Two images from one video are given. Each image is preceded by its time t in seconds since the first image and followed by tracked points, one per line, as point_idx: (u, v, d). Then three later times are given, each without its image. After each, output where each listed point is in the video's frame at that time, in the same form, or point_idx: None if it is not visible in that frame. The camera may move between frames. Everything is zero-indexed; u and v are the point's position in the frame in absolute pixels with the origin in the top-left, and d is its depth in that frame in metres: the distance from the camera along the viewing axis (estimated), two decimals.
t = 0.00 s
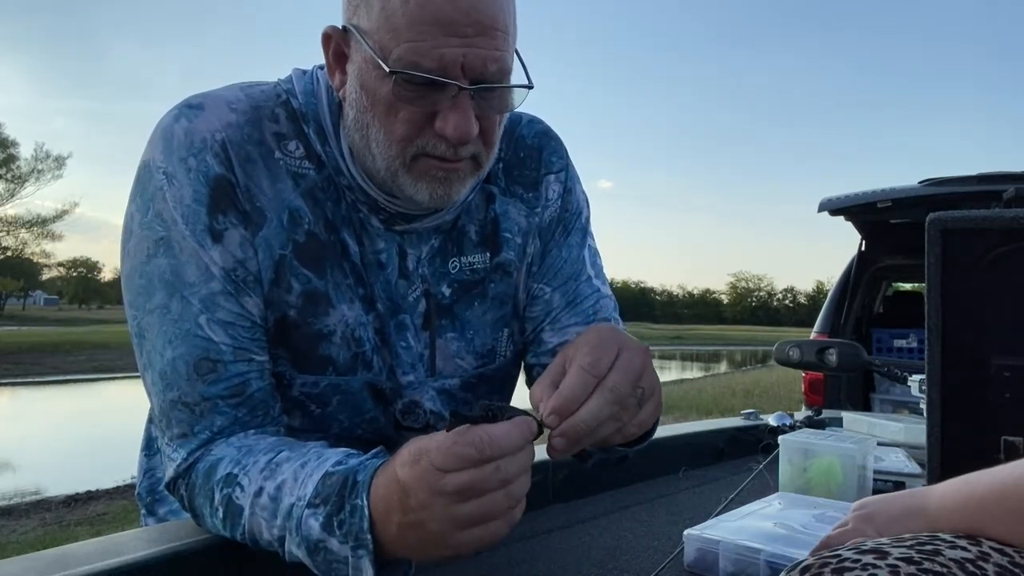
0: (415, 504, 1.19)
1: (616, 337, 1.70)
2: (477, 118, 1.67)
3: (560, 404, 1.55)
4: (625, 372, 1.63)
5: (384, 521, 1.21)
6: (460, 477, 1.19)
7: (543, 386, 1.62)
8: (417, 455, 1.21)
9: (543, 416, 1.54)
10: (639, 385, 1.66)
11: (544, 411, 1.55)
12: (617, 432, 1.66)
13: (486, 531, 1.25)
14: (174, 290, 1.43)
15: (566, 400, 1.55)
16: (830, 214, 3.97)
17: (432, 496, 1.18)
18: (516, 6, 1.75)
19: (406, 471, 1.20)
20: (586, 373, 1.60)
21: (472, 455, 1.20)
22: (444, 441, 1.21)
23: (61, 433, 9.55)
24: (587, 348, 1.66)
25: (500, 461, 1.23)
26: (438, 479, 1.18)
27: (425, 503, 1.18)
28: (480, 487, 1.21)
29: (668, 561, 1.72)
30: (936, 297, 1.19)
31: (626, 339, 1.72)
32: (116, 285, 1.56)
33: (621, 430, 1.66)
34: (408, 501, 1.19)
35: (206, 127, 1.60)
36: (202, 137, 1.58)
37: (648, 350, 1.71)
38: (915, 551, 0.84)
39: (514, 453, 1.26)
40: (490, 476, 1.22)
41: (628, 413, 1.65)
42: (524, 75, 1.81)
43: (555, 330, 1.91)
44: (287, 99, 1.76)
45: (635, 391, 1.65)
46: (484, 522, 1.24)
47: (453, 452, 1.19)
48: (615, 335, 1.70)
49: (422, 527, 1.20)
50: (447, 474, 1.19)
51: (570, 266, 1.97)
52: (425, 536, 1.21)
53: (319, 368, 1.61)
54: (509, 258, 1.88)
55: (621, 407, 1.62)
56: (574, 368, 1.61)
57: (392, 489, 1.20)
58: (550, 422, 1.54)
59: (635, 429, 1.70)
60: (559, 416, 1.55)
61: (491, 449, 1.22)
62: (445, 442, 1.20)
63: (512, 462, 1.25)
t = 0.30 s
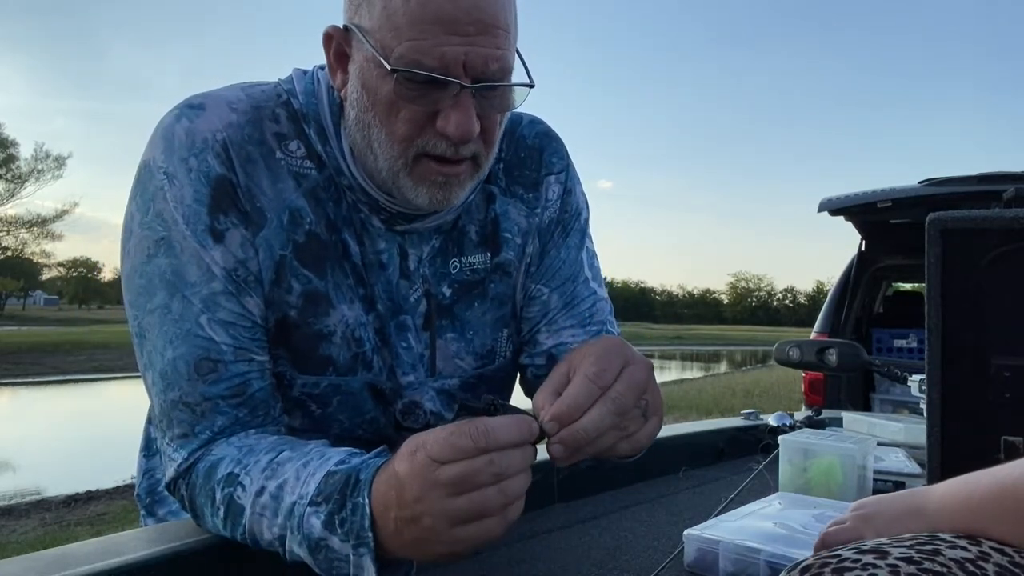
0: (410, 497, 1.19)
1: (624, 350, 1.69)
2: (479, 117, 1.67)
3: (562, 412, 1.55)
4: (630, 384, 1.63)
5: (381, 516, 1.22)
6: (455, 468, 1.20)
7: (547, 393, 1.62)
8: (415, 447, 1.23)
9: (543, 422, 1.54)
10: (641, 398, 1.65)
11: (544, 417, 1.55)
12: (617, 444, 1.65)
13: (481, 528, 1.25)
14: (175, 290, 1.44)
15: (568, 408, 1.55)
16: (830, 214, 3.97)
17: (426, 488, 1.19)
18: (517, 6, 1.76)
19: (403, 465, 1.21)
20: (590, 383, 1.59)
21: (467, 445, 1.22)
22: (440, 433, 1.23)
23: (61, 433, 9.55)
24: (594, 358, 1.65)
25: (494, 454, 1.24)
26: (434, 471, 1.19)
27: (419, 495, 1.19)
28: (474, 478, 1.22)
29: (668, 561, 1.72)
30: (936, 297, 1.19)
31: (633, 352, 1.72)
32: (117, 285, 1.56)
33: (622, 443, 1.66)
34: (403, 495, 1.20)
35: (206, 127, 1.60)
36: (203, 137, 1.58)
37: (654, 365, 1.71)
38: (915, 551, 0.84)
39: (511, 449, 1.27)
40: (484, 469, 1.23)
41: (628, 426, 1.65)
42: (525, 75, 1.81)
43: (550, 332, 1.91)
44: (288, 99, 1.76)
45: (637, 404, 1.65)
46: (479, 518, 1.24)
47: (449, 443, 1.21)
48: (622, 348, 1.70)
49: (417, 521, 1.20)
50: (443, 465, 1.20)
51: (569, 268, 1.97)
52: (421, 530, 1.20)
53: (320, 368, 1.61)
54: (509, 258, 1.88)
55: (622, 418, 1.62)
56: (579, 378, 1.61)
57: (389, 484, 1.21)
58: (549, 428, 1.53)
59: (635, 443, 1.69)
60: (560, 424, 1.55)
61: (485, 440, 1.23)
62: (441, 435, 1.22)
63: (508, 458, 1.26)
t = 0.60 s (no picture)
0: (409, 501, 1.19)
1: (624, 356, 1.69)
2: (481, 118, 1.67)
3: (560, 413, 1.55)
4: (629, 389, 1.62)
5: (381, 519, 1.22)
6: (453, 470, 1.20)
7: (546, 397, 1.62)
8: (412, 450, 1.22)
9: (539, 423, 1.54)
10: (640, 404, 1.65)
11: (541, 418, 1.55)
12: (616, 448, 1.65)
13: (481, 528, 1.25)
14: (176, 289, 1.44)
15: (566, 410, 1.56)
16: (830, 214, 3.97)
17: (424, 491, 1.19)
18: (520, 7, 1.76)
19: (400, 467, 1.21)
20: (588, 386, 1.59)
21: (465, 445, 1.22)
22: (436, 436, 1.23)
23: (61, 433, 9.55)
24: (593, 362, 1.66)
25: (492, 454, 1.24)
26: (432, 473, 1.19)
27: (418, 499, 1.19)
28: (473, 479, 1.22)
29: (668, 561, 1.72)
30: (936, 297, 1.19)
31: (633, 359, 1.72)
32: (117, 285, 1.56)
33: (622, 448, 1.65)
34: (401, 498, 1.20)
35: (208, 127, 1.60)
36: (204, 137, 1.58)
37: (654, 373, 1.71)
38: (915, 551, 0.84)
39: (509, 448, 1.27)
40: (482, 469, 1.23)
41: (628, 429, 1.65)
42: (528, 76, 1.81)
43: (550, 334, 1.90)
44: (290, 99, 1.76)
45: (635, 410, 1.65)
46: (479, 519, 1.24)
47: (446, 444, 1.21)
48: (623, 354, 1.70)
49: (417, 525, 1.20)
50: (441, 467, 1.20)
51: (570, 269, 1.96)
52: (420, 533, 1.20)
53: (320, 369, 1.61)
54: (510, 259, 1.88)
55: (620, 423, 1.62)
56: (577, 380, 1.61)
57: (386, 487, 1.21)
58: (545, 429, 1.53)
59: (637, 449, 1.68)
60: (558, 425, 1.55)
61: (483, 439, 1.23)
62: (438, 438, 1.22)
63: (505, 456, 1.26)
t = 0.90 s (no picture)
0: (404, 501, 1.19)
1: (618, 351, 1.69)
2: (483, 119, 1.68)
3: (554, 409, 1.56)
4: (623, 383, 1.62)
5: (377, 519, 1.22)
6: (448, 469, 1.20)
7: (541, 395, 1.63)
8: (407, 450, 1.22)
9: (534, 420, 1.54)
10: (635, 397, 1.65)
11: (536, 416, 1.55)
12: (612, 444, 1.64)
13: (477, 526, 1.25)
14: (179, 289, 1.44)
15: (559, 405, 1.56)
16: (830, 214, 3.97)
17: (419, 491, 1.19)
18: (522, 8, 1.76)
19: (396, 468, 1.21)
20: (581, 381, 1.59)
21: (460, 445, 1.22)
22: (430, 437, 1.22)
23: (61, 433, 9.56)
24: (587, 358, 1.66)
25: (487, 453, 1.24)
26: (426, 473, 1.19)
27: (413, 500, 1.18)
28: (468, 479, 1.22)
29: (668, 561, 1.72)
30: (937, 297, 1.19)
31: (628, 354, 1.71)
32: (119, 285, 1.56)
33: (618, 442, 1.65)
34: (397, 499, 1.20)
35: (210, 127, 1.60)
36: (206, 137, 1.58)
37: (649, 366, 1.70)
38: (914, 550, 0.84)
39: (504, 448, 1.27)
40: (477, 469, 1.23)
41: (623, 424, 1.64)
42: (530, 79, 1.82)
43: (553, 336, 1.90)
44: (292, 99, 1.76)
45: (631, 403, 1.64)
46: (475, 518, 1.24)
47: (441, 444, 1.21)
48: (617, 350, 1.70)
49: (413, 525, 1.20)
50: (435, 467, 1.20)
51: (572, 270, 1.97)
52: (416, 534, 1.20)
53: (320, 370, 1.61)
54: (511, 261, 1.88)
55: (615, 417, 1.62)
56: (570, 376, 1.61)
57: (382, 488, 1.21)
58: (540, 427, 1.53)
59: (633, 444, 1.67)
60: (552, 422, 1.55)
61: (478, 437, 1.23)
62: (432, 438, 1.22)
63: (500, 456, 1.26)
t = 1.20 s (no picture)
0: (400, 498, 1.19)
1: (604, 337, 1.70)
2: (487, 119, 1.68)
3: (551, 409, 1.55)
4: (614, 370, 1.63)
5: (373, 517, 1.22)
6: (446, 468, 1.20)
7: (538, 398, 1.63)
8: (406, 447, 1.22)
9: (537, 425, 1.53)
10: (629, 382, 1.66)
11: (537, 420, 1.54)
12: (616, 430, 1.65)
13: (473, 526, 1.25)
14: (183, 289, 1.43)
15: (557, 405, 1.56)
16: (830, 214, 3.97)
17: (416, 488, 1.18)
18: (526, 9, 1.77)
19: (395, 465, 1.21)
20: (575, 376, 1.60)
21: (459, 445, 1.22)
22: (429, 435, 1.22)
23: (61, 433, 9.56)
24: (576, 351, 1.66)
25: (485, 454, 1.25)
26: (425, 471, 1.19)
27: (408, 497, 1.18)
28: (465, 478, 1.22)
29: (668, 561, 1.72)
30: (937, 297, 1.19)
31: (614, 339, 1.72)
32: (122, 285, 1.56)
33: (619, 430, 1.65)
34: (393, 496, 1.19)
35: (214, 127, 1.60)
36: (211, 137, 1.58)
37: (636, 349, 1.72)
38: (914, 550, 0.84)
39: (503, 450, 1.27)
40: (474, 469, 1.23)
41: (623, 411, 1.65)
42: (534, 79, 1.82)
43: (565, 333, 1.92)
44: (295, 99, 1.76)
45: (626, 389, 1.65)
46: (472, 517, 1.24)
47: (441, 443, 1.20)
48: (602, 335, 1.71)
49: (408, 522, 1.20)
50: (434, 465, 1.19)
51: (579, 268, 1.97)
52: (411, 531, 1.20)
53: (323, 369, 1.61)
54: (514, 261, 1.88)
55: (613, 406, 1.62)
56: (563, 373, 1.61)
57: (380, 485, 1.21)
58: (544, 430, 1.53)
59: (637, 426, 1.68)
60: (553, 423, 1.55)
61: (478, 438, 1.23)
62: (432, 435, 1.22)
63: (499, 457, 1.26)
